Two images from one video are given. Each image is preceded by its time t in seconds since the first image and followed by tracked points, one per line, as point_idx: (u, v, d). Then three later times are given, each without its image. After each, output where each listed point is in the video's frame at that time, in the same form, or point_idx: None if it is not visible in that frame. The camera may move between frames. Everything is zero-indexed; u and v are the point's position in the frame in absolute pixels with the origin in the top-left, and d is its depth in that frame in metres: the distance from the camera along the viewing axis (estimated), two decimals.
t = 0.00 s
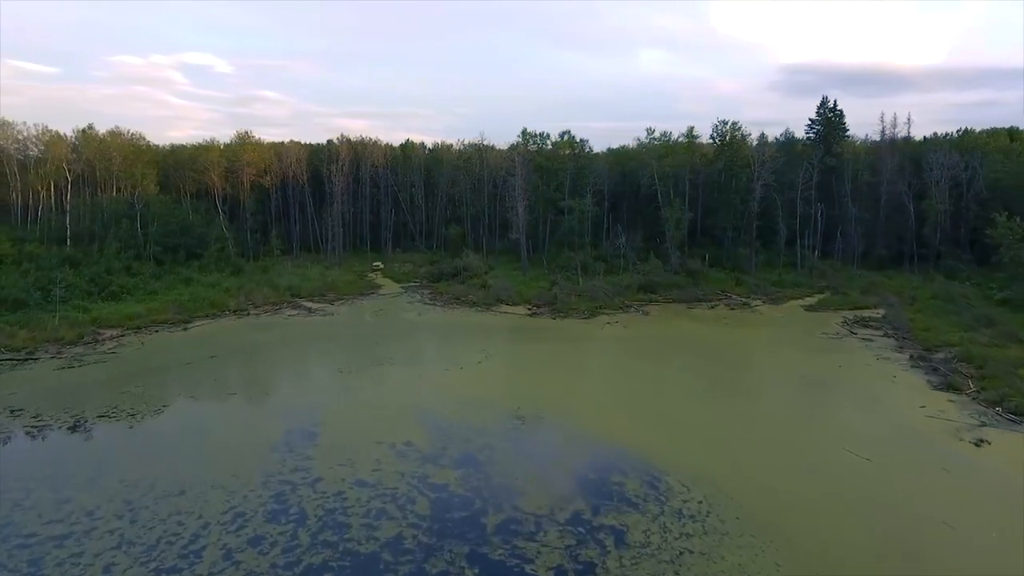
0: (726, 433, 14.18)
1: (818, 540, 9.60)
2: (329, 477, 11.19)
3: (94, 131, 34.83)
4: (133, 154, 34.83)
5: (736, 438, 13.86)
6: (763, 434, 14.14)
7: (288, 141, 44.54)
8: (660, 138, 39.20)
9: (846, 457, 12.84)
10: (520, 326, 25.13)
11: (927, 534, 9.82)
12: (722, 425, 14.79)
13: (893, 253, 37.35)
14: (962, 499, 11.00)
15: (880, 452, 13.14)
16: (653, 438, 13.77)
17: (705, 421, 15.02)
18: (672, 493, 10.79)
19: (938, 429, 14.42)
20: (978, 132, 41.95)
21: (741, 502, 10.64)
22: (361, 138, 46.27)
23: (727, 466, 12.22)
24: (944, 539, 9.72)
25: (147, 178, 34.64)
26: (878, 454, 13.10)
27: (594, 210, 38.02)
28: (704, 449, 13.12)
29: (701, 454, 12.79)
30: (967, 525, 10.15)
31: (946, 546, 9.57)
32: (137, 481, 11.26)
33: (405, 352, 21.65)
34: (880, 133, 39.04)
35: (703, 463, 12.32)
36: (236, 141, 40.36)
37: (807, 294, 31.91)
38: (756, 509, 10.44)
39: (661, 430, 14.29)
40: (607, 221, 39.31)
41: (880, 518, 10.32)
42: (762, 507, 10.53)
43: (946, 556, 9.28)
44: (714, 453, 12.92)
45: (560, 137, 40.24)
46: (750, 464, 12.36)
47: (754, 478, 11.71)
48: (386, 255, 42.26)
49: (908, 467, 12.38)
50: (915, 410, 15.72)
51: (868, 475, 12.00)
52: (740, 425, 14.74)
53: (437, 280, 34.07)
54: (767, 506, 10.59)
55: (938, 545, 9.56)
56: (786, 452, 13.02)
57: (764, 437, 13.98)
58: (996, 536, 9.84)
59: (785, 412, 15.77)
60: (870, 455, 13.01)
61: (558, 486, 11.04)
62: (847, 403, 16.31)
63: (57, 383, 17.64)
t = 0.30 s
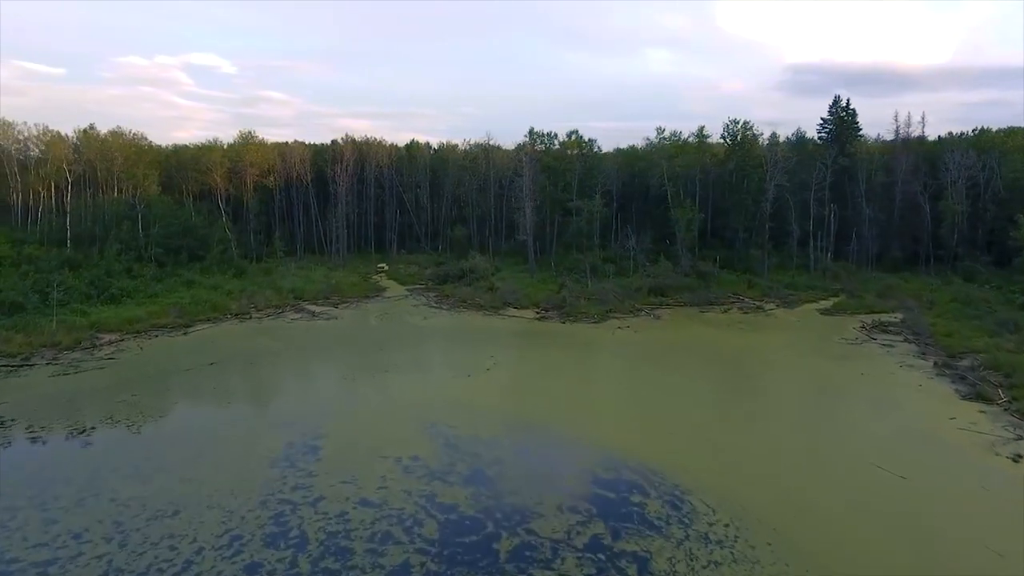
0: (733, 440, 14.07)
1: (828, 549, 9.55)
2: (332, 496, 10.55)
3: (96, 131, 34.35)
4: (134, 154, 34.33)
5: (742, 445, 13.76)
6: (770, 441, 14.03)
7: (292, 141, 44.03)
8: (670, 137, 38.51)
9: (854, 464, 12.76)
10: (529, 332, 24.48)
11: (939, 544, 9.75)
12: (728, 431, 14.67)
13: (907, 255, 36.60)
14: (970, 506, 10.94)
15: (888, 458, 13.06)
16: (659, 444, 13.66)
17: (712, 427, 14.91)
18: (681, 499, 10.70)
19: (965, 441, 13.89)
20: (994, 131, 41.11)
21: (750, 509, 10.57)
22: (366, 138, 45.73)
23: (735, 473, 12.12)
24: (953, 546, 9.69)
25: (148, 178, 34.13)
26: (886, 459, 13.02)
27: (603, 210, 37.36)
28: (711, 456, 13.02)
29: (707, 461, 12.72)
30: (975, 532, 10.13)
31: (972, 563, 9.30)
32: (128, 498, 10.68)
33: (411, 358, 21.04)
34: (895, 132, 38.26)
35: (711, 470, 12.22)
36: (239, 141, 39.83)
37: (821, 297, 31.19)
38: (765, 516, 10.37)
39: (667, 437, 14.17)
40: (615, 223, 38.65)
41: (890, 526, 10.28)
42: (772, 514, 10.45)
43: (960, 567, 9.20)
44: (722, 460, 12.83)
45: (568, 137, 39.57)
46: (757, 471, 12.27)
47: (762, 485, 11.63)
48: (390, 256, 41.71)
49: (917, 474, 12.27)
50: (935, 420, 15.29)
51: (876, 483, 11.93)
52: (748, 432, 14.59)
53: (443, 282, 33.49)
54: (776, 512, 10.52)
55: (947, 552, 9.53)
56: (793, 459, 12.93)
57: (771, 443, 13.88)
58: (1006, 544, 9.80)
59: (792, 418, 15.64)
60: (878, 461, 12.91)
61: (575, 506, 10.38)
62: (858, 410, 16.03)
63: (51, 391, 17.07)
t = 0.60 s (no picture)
0: (736, 441, 14.09)
1: (830, 547, 9.60)
2: (333, 518, 9.89)
3: (95, 131, 33.83)
4: (134, 155, 33.80)
5: (746, 446, 13.78)
6: (772, 442, 14.04)
7: (294, 141, 43.48)
8: (678, 137, 37.84)
9: (856, 464, 12.80)
10: (536, 337, 23.81)
11: (942, 545, 9.76)
12: (730, 432, 14.70)
13: (920, 256, 35.87)
14: (971, 507, 10.99)
15: (889, 460, 13.11)
16: (662, 445, 13.68)
17: (715, 429, 14.92)
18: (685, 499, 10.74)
19: (988, 451, 13.47)
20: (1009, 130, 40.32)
21: (753, 508, 10.60)
22: (369, 138, 45.15)
23: (739, 474, 12.13)
24: (949, 544, 9.82)
25: (148, 179, 33.60)
26: (887, 460, 13.08)
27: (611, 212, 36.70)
28: (714, 456, 13.04)
29: (710, 460, 12.75)
30: (975, 533, 10.18)
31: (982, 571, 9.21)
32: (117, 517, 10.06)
33: (415, 364, 20.43)
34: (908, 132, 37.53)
35: (714, 470, 12.24)
36: (241, 141, 39.28)
37: (834, 300, 30.49)
38: (768, 514, 10.42)
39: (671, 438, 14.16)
40: (622, 224, 37.99)
41: (892, 526, 10.34)
42: (775, 512, 10.49)
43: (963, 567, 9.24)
44: (725, 461, 12.82)
45: (575, 137, 38.90)
46: (761, 472, 12.28)
47: (765, 484, 11.66)
48: (394, 258, 41.11)
49: (921, 476, 12.28)
50: (953, 427, 14.92)
51: (877, 484, 11.97)
52: (750, 433, 14.60)
53: (448, 285, 32.88)
54: (780, 512, 10.54)
55: (949, 552, 9.59)
56: (796, 460, 12.97)
57: (773, 443, 13.93)
58: (1006, 544, 9.87)
59: (794, 420, 15.64)
60: (879, 462, 12.94)
61: (593, 529, 9.68)
62: (865, 414, 15.89)
63: (43, 401, 16.46)
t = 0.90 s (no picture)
0: (739, 442, 14.56)
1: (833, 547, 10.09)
2: (333, 542, 9.27)
3: (92, 131, 33.23)
4: (133, 155, 33.22)
5: (748, 448, 14.26)
6: (775, 444, 14.49)
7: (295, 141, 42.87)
8: (686, 137, 37.17)
9: (855, 468, 13.31)
10: (542, 342, 23.15)
11: (939, 546, 10.28)
12: (736, 431, 15.23)
13: (933, 257, 35.19)
14: (965, 506, 11.66)
15: (888, 462, 13.63)
16: (669, 446, 14.11)
17: (719, 430, 15.38)
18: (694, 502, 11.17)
19: (994, 459, 13.72)
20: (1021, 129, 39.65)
21: (759, 510, 11.06)
22: (371, 138, 44.55)
23: (742, 476, 12.60)
24: (943, 539, 10.48)
25: (147, 180, 33.03)
26: (885, 463, 13.60)
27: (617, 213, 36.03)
28: (718, 459, 13.51)
29: (715, 462, 13.23)
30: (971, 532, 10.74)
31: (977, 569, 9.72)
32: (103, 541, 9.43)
33: (419, 370, 19.80)
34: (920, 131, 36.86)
35: (720, 473, 12.72)
36: (241, 140, 38.66)
37: (847, 302, 29.84)
38: (774, 515, 10.90)
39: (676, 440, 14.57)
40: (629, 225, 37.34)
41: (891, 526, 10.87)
42: (780, 513, 11.00)
43: (956, 563, 9.82)
44: (730, 463, 13.29)
45: (581, 136, 38.26)
46: (766, 475, 12.76)
47: (768, 487, 12.12)
48: (396, 259, 40.50)
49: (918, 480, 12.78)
50: (974, 442, 14.58)
51: (876, 485, 12.54)
52: (753, 434, 15.07)
53: (452, 287, 32.29)
54: (785, 513, 11.02)
55: (946, 551, 10.13)
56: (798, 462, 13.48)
57: (776, 444, 14.54)
58: (998, 541, 10.50)
59: (798, 421, 16.17)
60: (878, 466, 13.47)
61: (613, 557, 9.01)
62: (871, 423, 15.98)
63: (33, 410, 15.85)
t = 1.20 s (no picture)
0: (740, 443, 14.43)
1: (832, 547, 9.95)
2: (334, 569, 8.65)
3: (90, 131, 32.68)
4: (131, 155, 32.67)
5: (750, 449, 14.11)
6: (776, 445, 14.40)
7: (297, 140, 42.29)
8: (694, 136, 36.52)
9: (856, 469, 13.15)
10: (548, 348, 22.44)
11: (940, 547, 10.10)
12: (736, 432, 15.19)
13: (947, 260, 34.44)
14: (967, 506, 11.49)
15: (889, 462, 13.47)
16: (669, 447, 14.05)
17: (720, 431, 15.25)
18: (693, 503, 11.02)
19: (1002, 462, 13.48)
20: None
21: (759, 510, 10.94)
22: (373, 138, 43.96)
23: (742, 477, 12.47)
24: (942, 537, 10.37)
25: (145, 180, 32.47)
26: (887, 463, 13.45)
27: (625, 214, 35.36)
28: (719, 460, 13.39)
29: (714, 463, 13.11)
30: (972, 534, 10.54)
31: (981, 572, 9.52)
32: (86, 569, 8.78)
33: (424, 378, 19.15)
34: (933, 130, 36.13)
35: (720, 473, 12.60)
36: (241, 140, 38.07)
37: (860, 306, 29.15)
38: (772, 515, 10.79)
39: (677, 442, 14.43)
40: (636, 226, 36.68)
41: (890, 525, 10.72)
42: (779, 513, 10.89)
43: (956, 563, 9.67)
44: (731, 464, 13.17)
45: (587, 136, 37.62)
46: (766, 475, 12.62)
47: (768, 487, 11.99)
48: (399, 261, 39.88)
49: (920, 480, 12.60)
50: (997, 452, 14.02)
51: (876, 484, 12.45)
52: (754, 435, 15.01)
53: (456, 290, 31.66)
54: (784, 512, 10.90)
55: (945, 551, 9.97)
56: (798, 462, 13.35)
57: (777, 444, 14.46)
58: (1000, 540, 10.39)
59: (800, 423, 16.03)
60: (880, 466, 13.31)
61: None
62: (880, 428, 15.55)
63: (21, 421, 15.22)
